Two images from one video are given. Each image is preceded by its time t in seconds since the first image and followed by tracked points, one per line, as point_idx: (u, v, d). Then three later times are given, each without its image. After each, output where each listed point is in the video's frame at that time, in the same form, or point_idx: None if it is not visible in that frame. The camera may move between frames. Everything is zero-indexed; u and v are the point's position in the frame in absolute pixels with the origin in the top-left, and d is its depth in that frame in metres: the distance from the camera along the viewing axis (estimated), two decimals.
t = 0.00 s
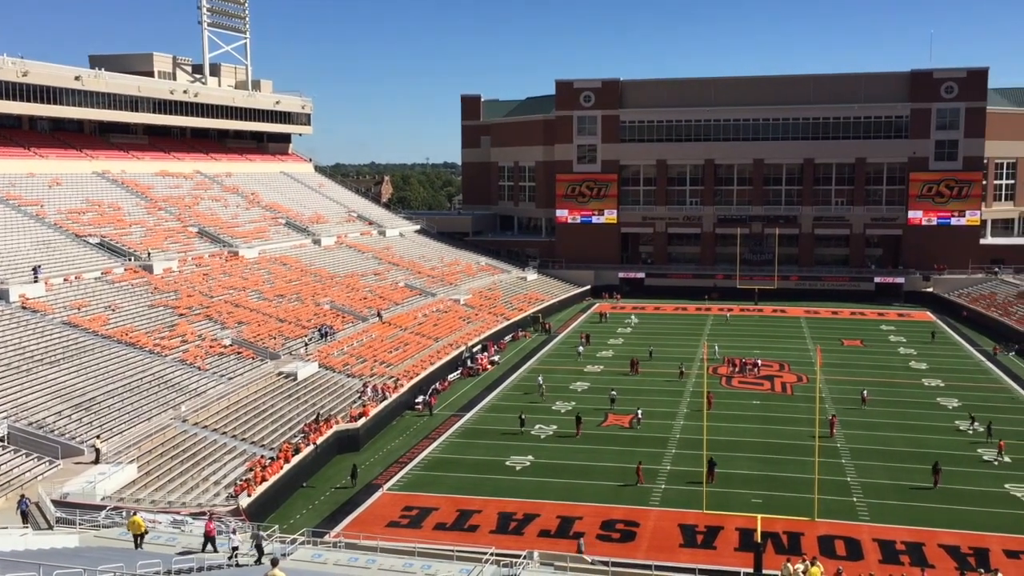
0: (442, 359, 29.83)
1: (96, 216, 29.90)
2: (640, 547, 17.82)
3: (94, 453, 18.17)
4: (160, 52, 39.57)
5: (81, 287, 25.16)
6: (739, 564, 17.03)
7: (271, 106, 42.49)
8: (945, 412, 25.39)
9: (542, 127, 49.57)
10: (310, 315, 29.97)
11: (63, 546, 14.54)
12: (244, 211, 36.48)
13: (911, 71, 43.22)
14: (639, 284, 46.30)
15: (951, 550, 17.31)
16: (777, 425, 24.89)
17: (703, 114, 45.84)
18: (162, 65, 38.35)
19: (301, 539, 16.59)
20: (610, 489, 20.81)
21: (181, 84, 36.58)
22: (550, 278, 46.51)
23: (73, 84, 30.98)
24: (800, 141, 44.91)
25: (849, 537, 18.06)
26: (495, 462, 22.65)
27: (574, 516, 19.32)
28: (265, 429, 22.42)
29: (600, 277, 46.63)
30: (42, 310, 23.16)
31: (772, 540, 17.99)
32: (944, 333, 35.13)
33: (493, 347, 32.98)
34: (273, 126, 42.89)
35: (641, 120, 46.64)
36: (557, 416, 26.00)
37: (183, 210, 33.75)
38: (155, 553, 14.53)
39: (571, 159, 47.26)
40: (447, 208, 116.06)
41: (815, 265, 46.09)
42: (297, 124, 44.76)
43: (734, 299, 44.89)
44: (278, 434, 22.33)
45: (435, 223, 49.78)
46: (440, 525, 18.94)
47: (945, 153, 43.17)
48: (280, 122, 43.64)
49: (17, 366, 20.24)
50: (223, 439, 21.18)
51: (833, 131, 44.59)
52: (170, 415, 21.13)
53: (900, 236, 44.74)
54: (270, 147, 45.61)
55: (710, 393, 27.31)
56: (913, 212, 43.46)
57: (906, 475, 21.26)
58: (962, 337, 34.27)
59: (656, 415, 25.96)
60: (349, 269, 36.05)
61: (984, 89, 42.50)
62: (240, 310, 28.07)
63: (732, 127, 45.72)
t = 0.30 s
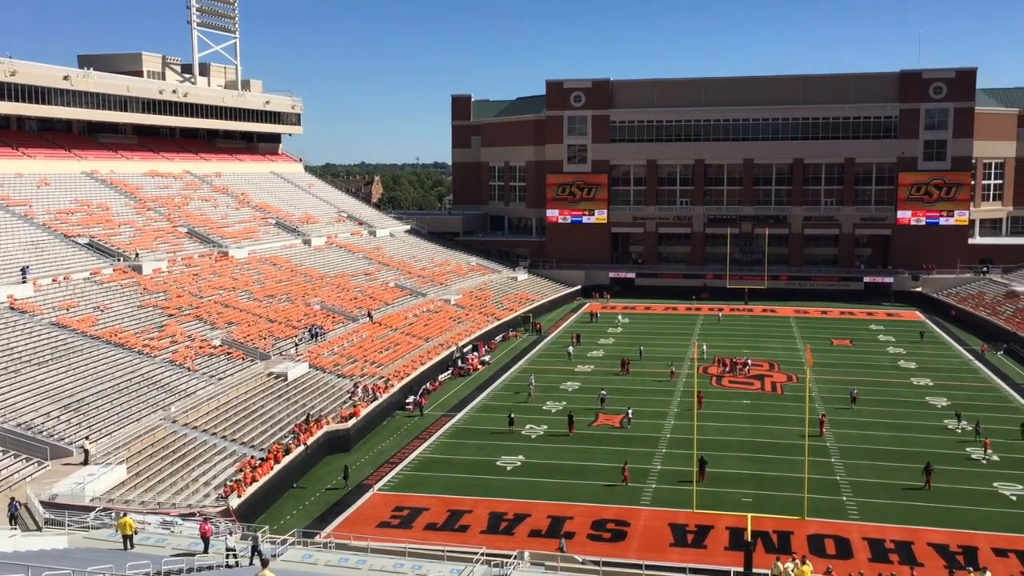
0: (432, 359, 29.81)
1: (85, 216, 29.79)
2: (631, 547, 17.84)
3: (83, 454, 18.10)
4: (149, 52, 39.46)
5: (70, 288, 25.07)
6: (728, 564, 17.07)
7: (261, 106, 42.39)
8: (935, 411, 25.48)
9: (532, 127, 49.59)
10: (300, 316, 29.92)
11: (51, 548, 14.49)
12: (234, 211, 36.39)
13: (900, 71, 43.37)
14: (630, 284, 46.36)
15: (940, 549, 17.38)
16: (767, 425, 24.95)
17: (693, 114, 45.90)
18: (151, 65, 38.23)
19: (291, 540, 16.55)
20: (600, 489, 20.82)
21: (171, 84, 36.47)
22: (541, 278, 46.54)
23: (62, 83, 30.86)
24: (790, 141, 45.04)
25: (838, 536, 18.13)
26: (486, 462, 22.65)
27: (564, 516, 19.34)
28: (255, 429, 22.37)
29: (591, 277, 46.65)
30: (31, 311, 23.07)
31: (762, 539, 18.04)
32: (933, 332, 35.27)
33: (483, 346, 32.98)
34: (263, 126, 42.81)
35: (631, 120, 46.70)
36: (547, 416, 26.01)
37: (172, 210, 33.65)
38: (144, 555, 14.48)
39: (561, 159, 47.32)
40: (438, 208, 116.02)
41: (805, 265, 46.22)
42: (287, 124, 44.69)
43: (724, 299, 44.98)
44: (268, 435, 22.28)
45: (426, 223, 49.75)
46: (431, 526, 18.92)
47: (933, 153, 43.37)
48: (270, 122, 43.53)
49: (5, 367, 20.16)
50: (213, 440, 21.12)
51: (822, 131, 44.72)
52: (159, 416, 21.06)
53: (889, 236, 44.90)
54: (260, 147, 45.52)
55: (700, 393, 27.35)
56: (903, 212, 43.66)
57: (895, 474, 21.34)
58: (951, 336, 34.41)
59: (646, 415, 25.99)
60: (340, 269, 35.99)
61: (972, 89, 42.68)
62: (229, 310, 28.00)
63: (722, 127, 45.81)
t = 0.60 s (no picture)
0: (421, 360, 29.77)
1: (72, 216, 29.63)
2: (619, 547, 17.86)
3: (69, 456, 18.01)
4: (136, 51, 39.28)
5: (56, 289, 24.94)
6: (716, 563, 17.11)
7: (248, 106, 42.25)
8: (922, 411, 25.60)
9: (521, 127, 49.61)
10: (288, 316, 29.84)
11: (38, 550, 14.40)
12: (221, 212, 36.26)
13: (887, 72, 43.60)
14: (618, 284, 46.42)
15: (926, 548, 17.46)
16: (754, 425, 25.02)
17: (682, 115, 46.00)
18: (138, 65, 38.07)
19: (279, 541, 16.49)
20: (589, 489, 20.84)
21: (157, 84, 36.31)
22: (529, 278, 46.55)
23: (48, 83, 30.69)
24: (777, 142, 45.19)
25: (825, 535, 18.19)
26: (475, 463, 22.63)
27: (553, 516, 19.34)
28: (243, 431, 22.29)
29: (579, 277, 46.66)
30: (17, 312, 22.95)
31: (750, 539, 18.09)
32: (920, 332, 35.45)
33: (472, 347, 32.98)
34: (250, 126, 42.68)
35: (620, 121, 46.76)
36: (536, 417, 26.00)
37: (159, 211, 33.52)
38: (132, 557, 14.42)
39: (549, 160, 47.38)
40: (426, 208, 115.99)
41: (792, 265, 46.37)
42: (274, 124, 44.57)
43: (711, 299, 45.06)
44: (255, 436, 22.20)
45: (415, 224, 49.70)
46: (419, 527, 18.89)
47: (920, 154, 43.66)
48: (257, 122, 43.41)
49: None
50: (201, 442, 21.04)
51: (810, 132, 44.87)
52: (147, 417, 20.96)
53: (876, 236, 45.10)
54: (248, 147, 45.39)
55: (689, 393, 27.40)
56: (889, 212, 43.80)
57: (882, 473, 21.43)
58: (937, 336, 34.60)
59: (634, 415, 26.03)
60: (328, 270, 35.90)
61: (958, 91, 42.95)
62: (217, 311, 27.90)
63: (710, 128, 45.91)
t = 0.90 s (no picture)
0: (409, 360, 29.74)
1: (57, 217, 29.47)
2: (607, 547, 17.88)
3: (54, 458, 17.91)
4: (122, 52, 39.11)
5: (41, 290, 24.80)
6: (703, 563, 17.16)
7: (235, 106, 42.12)
8: (909, 411, 25.73)
9: (508, 128, 49.65)
10: (275, 318, 29.76)
11: (23, 553, 14.28)
12: (208, 212, 36.14)
13: (873, 73, 43.82)
14: (606, 285, 46.49)
15: (912, 547, 17.55)
16: (741, 424, 25.13)
17: (669, 116, 46.11)
18: (124, 65, 37.92)
19: (267, 543, 16.44)
20: (576, 490, 20.87)
21: (143, 85, 36.14)
22: (517, 279, 46.57)
23: (33, 83, 30.52)
24: (764, 143, 45.34)
25: (812, 534, 18.27)
26: (463, 463, 22.62)
27: (541, 517, 19.34)
28: (230, 432, 22.20)
29: (567, 278, 46.69)
30: (2, 314, 22.81)
31: (737, 539, 18.14)
32: (906, 332, 35.66)
33: (460, 348, 32.99)
34: (237, 127, 42.55)
35: (607, 122, 46.82)
36: (524, 417, 26.01)
37: (146, 211, 33.39)
38: (119, 559, 14.34)
39: (537, 160, 47.38)
40: (414, 209, 116.02)
41: (779, 266, 46.56)
42: (261, 125, 44.46)
43: (698, 300, 45.17)
44: (243, 438, 22.12)
45: (402, 225, 49.66)
46: (407, 528, 18.87)
47: (905, 155, 43.88)
48: (244, 122, 43.29)
49: None
50: (188, 444, 20.94)
51: (796, 133, 45.04)
52: (133, 419, 20.87)
53: (862, 237, 45.32)
54: (235, 148, 45.27)
55: (676, 393, 27.48)
56: (875, 213, 44.09)
57: (868, 473, 21.53)
58: (923, 336, 34.79)
59: (622, 415, 26.07)
60: (316, 271, 35.83)
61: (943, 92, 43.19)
62: (204, 312, 27.80)
63: (697, 129, 46.03)
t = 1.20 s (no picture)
0: (397, 361, 29.68)
1: (43, 218, 29.28)
2: (597, 547, 17.88)
3: (40, 460, 17.79)
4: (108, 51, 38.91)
5: (27, 291, 24.65)
6: (692, 562, 17.17)
7: (222, 106, 41.96)
8: (896, 410, 25.82)
9: (497, 128, 49.64)
10: (263, 318, 29.66)
11: (8, 555, 14.20)
12: (196, 213, 36.00)
13: (860, 74, 43.98)
14: (595, 285, 46.50)
15: (900, 545, 17.63)
16: (729, 423, 25.20)
17: (657, 116, 46.18)
18: (110, 65, 37.74)
19: (255, 544, 16.35)
20: (565, 489, 20.87)
21: (130, 84, 35.96)
22: (506, 279, 46.55)
23: (18, 83, 30.33)
24: (752, 143, 45.44)
25: (800, 533, 18.31)
26: (452, 464, 22.59)
27: (530, 517, 19.33)
28: (218, 433, 22.10)
29: (556, 278, 46.69)
30: None
31: (726, 538, 18.16)
32: (893, 331, 35.82)
33: (449, 348, 32.95)
34: (224, 126, 42.40)
35: (595, 122, 46.82)
36: (513, 418, 25.99)
37: (132, 212, 33.23)
38: (106, 561, 14.28)
39: (526, 160, 47.37)
40: (402, 208, 115.87)
41: (767, 265, 46.70)
42: (249, 125, 44.32)
43: (687, 299, 45.25)
44: (230, 439, 22.03)
45: (391, 225, 49.57)
46: (396, 528, 18.84)
47: (892, 155, 44.03)
48: (231, 122, 43.13)
49: None
50: (175, 445, 20.84)
51: (783, 133, 45.13)
52: (120, 420, 20.76)
53: (850, 237, 45.49)
54: (222, 148, 45.11)
55: (665, 393, 27.52)
56: (863, 213, 44.31)
57: (856, 472, 21.60)
58: (910, 335, 34.93)
59: (611, 415, 26.09)
60: (304, 271, 35.71)
61: (930, 92, 43.38)
62: (191, 313, 27.68)
63: (686, 129, 46.09)
